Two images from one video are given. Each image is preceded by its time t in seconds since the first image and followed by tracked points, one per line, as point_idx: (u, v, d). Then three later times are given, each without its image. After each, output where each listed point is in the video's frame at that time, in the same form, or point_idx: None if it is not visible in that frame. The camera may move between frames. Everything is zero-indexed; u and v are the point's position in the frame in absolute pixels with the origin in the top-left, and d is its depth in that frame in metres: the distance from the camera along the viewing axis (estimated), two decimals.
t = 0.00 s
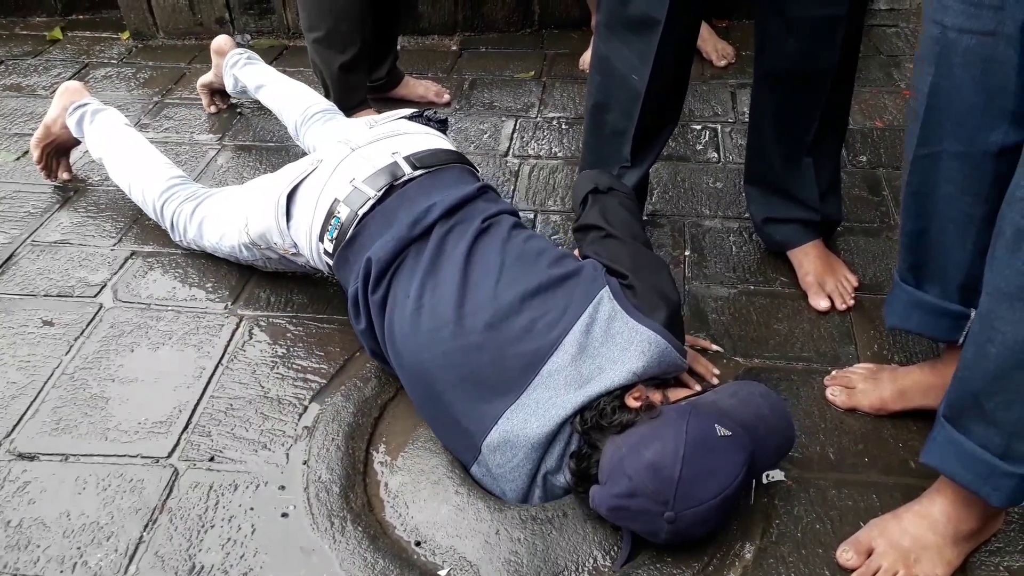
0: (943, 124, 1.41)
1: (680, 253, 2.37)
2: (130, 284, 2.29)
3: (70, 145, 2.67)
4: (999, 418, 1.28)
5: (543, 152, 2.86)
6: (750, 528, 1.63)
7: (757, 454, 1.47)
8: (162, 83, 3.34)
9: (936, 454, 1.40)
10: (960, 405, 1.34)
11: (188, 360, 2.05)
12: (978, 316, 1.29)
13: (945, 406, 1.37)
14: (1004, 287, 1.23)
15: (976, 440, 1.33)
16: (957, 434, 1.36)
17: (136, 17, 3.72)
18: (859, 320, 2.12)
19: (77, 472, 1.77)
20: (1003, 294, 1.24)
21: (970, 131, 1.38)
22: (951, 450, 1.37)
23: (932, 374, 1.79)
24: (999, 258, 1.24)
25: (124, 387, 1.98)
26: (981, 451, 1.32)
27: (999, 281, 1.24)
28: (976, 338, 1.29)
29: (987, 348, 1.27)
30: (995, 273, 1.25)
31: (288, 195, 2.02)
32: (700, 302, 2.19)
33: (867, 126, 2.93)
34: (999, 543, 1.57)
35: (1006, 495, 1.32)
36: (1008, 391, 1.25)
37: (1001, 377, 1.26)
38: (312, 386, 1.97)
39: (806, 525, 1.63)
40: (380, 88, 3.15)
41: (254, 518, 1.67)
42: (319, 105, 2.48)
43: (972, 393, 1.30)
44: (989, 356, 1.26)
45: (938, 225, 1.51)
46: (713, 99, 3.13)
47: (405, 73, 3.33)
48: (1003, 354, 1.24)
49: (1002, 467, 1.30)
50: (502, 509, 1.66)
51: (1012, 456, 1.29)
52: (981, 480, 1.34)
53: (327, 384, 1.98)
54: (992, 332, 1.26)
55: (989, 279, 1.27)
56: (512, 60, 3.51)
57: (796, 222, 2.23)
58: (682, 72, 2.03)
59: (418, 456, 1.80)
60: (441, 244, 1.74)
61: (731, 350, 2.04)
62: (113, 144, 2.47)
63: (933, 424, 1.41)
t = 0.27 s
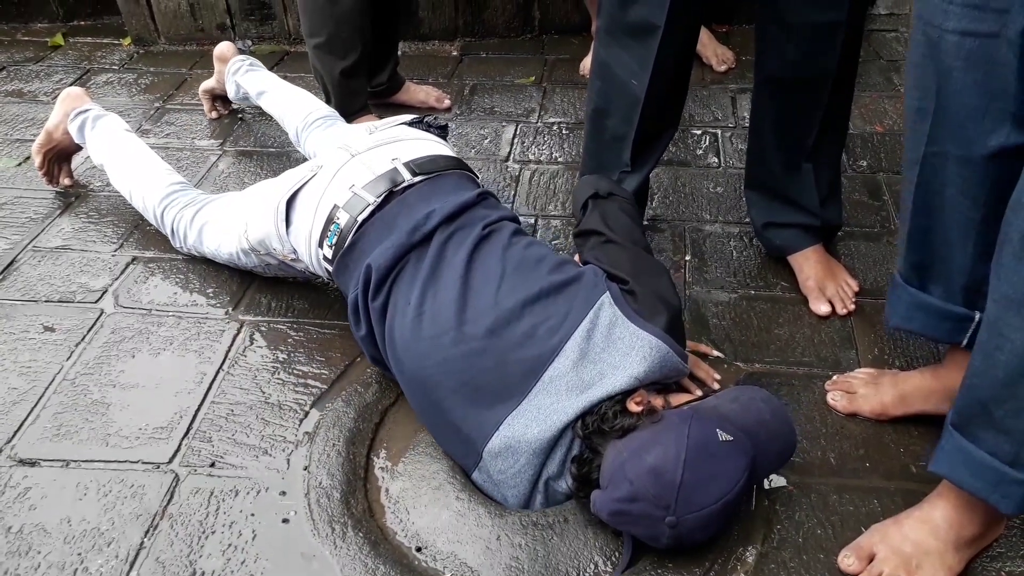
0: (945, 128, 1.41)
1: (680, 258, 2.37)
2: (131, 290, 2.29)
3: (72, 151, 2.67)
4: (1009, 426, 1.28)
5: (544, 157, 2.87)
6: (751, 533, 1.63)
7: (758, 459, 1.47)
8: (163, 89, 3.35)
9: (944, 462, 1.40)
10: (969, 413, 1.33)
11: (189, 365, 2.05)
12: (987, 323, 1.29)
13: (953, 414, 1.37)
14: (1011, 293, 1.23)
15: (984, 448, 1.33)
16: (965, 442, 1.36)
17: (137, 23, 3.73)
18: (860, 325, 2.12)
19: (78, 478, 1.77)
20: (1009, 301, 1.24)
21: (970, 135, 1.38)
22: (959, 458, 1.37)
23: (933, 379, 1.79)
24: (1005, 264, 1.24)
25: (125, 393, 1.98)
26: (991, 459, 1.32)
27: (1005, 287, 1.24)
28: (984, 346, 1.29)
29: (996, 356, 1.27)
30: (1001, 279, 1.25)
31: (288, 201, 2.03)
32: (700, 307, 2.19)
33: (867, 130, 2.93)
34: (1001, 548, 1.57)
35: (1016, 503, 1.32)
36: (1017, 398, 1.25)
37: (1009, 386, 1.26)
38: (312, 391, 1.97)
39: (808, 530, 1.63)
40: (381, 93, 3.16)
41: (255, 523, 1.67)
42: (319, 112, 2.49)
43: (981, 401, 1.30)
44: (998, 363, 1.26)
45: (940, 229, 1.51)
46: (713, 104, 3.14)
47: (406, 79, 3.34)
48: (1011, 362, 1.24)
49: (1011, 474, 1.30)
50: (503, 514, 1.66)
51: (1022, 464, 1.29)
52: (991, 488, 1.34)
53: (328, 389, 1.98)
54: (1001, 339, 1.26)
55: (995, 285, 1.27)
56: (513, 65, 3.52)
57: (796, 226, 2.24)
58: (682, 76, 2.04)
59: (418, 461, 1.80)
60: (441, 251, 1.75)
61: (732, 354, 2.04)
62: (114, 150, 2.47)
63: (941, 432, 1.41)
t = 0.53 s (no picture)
0: (939, 122, 1.41)
1: (677, 254, 2.37)
2: (127, 289, 2.29)
3: (66, 151, 2.67)
4: (1005, 418, 1.28)
5: (541, 154, 2.86)
6: (748, 528, 1.63)
7: (755, 454, 1.47)
8: (159, 88, 3.35)
9: (942, 456, 1.40)
10: (966, 407, 1.34)
11: (186, 364, 2.05)
12: (983, 317, 1.29)
13: (950, 408, 1.38)
14: (1007, 286, 1.23)
15: (981, 441, 1.33)
16: (963, 436, 1.36)
17: (133, 22, 3.73)
18: (856, 320, 2.12)
19: (75, 478, 1.78)
20: (1005, 293, 1.24)
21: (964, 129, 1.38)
22: (956, 451, 1.37)
23: (929, 373, 1.79)
24: (1001, 257, 1.24)
25: (122, 392, 1.98)
26: (987, 452, 1.32)
27: (1001, 281, 1.24)
28: (981, 339, 1.29)
29: (992, 349, 1.27)
30: (998, 272, 1.25)
31: (287, 199, 2.03)
32: (697, 303, 2.19)
33: (863, 126, 2.93)
34: (998, 542, 1.57)
35: (1012, 496, 1.32)
36: (1013, 391, 1.25)
37: (1005, 379, 1.26)
38: (310, 389, 1.97)
39: (805, 524, 1.63)
40: (377, 91, 3.16)
41: (253, 521, 1.67)
42: (317, 111, 2.49)
43: (978, 394, 1.31)
44: (994, 356, 1.27)
45: (936, 221, 1.52)
46: (709, 101, 3.14)
47: (403, 77, 3.34)
48: (1007, 355, 1.24)
49: (1009, 468, 1.31)
50: (501, 510, 1.66)
51: (1018, 457, 1.29)
52: (988, 480, 1.34)
53: (325, 387, 1.98)
54: (997, 333, 1.26)
55: (991, 278, 1.28)
56: (509, 63, 3.52)
57: (793, 222, 2.24)
58: (678, 72, 2.03)
59: (416, 458, 1.80)
60: (440, 248, 1.75)
61: (728, 350, 2.04)
62: (108, 149, 2.47)
63: (939, 426, 1.41)
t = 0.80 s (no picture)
0: (935, 122, 1.42)
1: (677, 254, 2.37)
2: (128, 294, 2.29)
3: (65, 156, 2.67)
4: (1006, 416, 1.28)
5: (539, 156, 2.87)
6: (750, 528, 1.63)
7: (755, 455, 1.47)
8: (158, 92, 3.35)
9: (944, 454, 1.40)
10: (967, 404, 1.34)
11: (187, 368, 2.05)
12: (983, 316, 1.29)
13: (952, 406, 1.38)
14: (1007, 285, 1.23)
15: (983, 438, 1.33)
16: (965, 433, 1.36)
17: (131, 27, 3.73)
18: (856, 319, 2.12)
19: (77, 483, 1.78)
20: (1005, 292, 1.24)
21: (960, 129, 1.38)
22: (958, 449, 1.37)
23: (929, 372, 1.79)
24: (1001, 255, 1.24)
25: (123, 397, 1.98)
26: (988, 449, 1.33)
27: (1001, 280, 1.24)
28: (982, 338, 1.29)
29: (992, 347, 1.27)
30: (998, 271, 1.25)
31: (287, 202, 2.03)
32: (697, 304, 2.19)
33: (861, 125, 2.94)
34: (1000, 540, 1.57)
35: (1014, 493, 1.32)
36: (1014, 389, 1.25)
37: (1006, 376, 1.26)
38: (311, 392, 1.97)
39: (806, 524, 1.63)
40: (376, 94, 3.16)
41: (255, 525, 1.67)
42: (316, 114, 2.49)
43: (978, 392, 1.31)
44: (994, 354, 1.27)
45: (932, 223, 1.52)
46: (707, 101, 3.14)
47: (401, 80, 3.34)
48: (1007, 353, 1.25)
49: (1011, 465, 1.30)
50: (502, 513, 1.66)
51: (1019, 454, 1.29)
52: (989, 478, 1.34)
53: (326, 391, 1.98)
54: (997, 331, 1.26)
55: (991, 278, 1.28)
56: (508, 64, 3.52)
57: (791, 222, 2.24)
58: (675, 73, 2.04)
59: (417, 461, 1.80)
60: (439, 250, 1.75)
61: (729, 350, 2.04)
62: (108, 154, 2.47)
63: (940, 424, 1.42)
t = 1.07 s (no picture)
0: (936, 121, 1.41)
1: (678, 252, 2.37)
2: (130, 289, 2.29)
3: (67, 152, 2.67)
4: (1008, 414, 1.28)
5: (541, 152, 2.86)
6: (750, 525, 1.63)
7: (756, 453, 1.47)
8: (160, 88, 3.35)
9: (945, 451, 1.40)
10: (968, 401, 1.34)
11: (188, 363, 2.05)
12: (985, 313, 1.29)
13: (953, 404, 1.38)
14: (1009, 283, 1.23)
15: (984, 436, 1.33)
16: (966, 430, 1.36)
17: (133, 22, 3.73)
18: (858, 317, 2.12)
19: (78, 477, 1.78)
20: (1007, 291, 1.24)
21: (961, 128, 1.38)
22: (960, 446, 1.37)
23: (930, 370, 1.79)
24: (1004, 254, 1.24)
25: (124, 391, 1.98)
26: (990, 446, 1.32)
27: (1004, 278, 1.24)
28: (984, 335, 1.29)
29: (994, 345, 1.27)
30: (1001, 269, 1.25)
31: (287, 200, 2.03)
32: (698, 301, 2.19)
33: (864, 123, 2.93)
34: (1001, 538, 1.57)
35: (1015, 491, 1.32)
36: (1016, 387, 1.25)
37: (1009, 374, 1.26)
38: (311, 388, 1.97)
39: (806, 522, 1.63)
40: (378, 90, 3.16)
41: (255, 520, 1.67)
42: (318, 112, 2.49)
43: (980, 389, 1.31)
44: (996, 352, 1.26)
45: (932, 222, 1.51)
46: (710, 98, 3.14)
47: (403, 76, 3.34)
48: (1009, 351, 1.24)
49: (1011, 463, 1.30)
50: (502, 509, 1.66)
51: (1020, 451, 1.29)
52: (991, 475, 1.34)
53: (327, 386, 1.98)
54: (999, 329, 1.26)
55: (994, 276, 1.28)
56: (510, 61, 3.52)
57: (793, 220, 2.23)
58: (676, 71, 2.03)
59: (418, 457, 1.80)
60: (439, 248, 1.75)
61: (730, 348, 2.04)
62: (110, 150, 2.47)
63: (941, 421, 1.42)
